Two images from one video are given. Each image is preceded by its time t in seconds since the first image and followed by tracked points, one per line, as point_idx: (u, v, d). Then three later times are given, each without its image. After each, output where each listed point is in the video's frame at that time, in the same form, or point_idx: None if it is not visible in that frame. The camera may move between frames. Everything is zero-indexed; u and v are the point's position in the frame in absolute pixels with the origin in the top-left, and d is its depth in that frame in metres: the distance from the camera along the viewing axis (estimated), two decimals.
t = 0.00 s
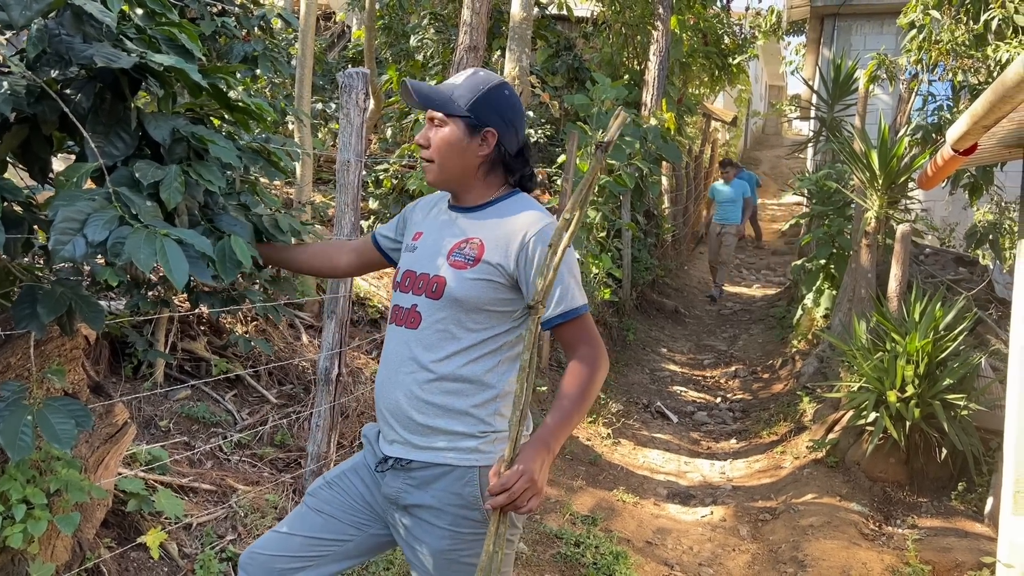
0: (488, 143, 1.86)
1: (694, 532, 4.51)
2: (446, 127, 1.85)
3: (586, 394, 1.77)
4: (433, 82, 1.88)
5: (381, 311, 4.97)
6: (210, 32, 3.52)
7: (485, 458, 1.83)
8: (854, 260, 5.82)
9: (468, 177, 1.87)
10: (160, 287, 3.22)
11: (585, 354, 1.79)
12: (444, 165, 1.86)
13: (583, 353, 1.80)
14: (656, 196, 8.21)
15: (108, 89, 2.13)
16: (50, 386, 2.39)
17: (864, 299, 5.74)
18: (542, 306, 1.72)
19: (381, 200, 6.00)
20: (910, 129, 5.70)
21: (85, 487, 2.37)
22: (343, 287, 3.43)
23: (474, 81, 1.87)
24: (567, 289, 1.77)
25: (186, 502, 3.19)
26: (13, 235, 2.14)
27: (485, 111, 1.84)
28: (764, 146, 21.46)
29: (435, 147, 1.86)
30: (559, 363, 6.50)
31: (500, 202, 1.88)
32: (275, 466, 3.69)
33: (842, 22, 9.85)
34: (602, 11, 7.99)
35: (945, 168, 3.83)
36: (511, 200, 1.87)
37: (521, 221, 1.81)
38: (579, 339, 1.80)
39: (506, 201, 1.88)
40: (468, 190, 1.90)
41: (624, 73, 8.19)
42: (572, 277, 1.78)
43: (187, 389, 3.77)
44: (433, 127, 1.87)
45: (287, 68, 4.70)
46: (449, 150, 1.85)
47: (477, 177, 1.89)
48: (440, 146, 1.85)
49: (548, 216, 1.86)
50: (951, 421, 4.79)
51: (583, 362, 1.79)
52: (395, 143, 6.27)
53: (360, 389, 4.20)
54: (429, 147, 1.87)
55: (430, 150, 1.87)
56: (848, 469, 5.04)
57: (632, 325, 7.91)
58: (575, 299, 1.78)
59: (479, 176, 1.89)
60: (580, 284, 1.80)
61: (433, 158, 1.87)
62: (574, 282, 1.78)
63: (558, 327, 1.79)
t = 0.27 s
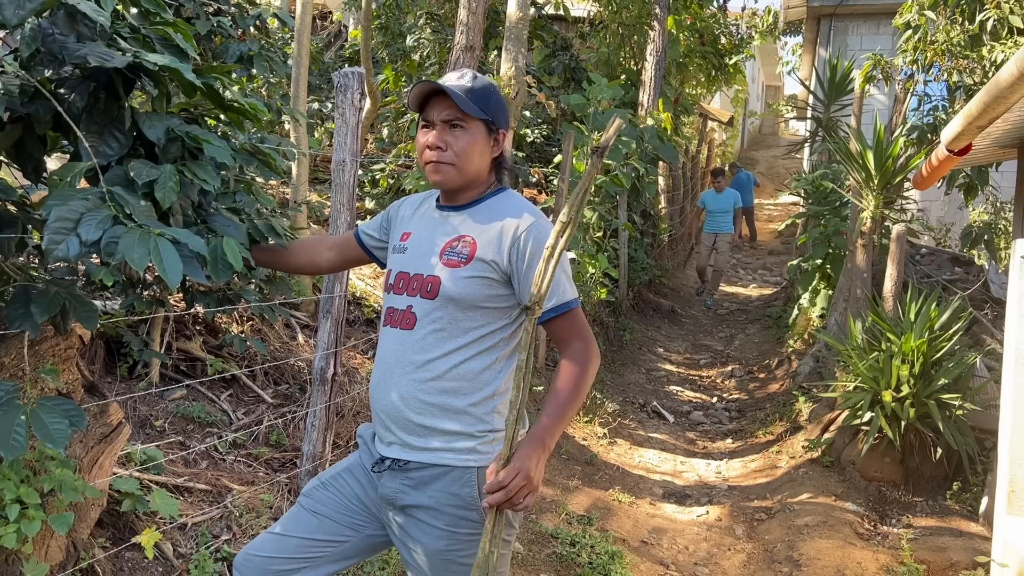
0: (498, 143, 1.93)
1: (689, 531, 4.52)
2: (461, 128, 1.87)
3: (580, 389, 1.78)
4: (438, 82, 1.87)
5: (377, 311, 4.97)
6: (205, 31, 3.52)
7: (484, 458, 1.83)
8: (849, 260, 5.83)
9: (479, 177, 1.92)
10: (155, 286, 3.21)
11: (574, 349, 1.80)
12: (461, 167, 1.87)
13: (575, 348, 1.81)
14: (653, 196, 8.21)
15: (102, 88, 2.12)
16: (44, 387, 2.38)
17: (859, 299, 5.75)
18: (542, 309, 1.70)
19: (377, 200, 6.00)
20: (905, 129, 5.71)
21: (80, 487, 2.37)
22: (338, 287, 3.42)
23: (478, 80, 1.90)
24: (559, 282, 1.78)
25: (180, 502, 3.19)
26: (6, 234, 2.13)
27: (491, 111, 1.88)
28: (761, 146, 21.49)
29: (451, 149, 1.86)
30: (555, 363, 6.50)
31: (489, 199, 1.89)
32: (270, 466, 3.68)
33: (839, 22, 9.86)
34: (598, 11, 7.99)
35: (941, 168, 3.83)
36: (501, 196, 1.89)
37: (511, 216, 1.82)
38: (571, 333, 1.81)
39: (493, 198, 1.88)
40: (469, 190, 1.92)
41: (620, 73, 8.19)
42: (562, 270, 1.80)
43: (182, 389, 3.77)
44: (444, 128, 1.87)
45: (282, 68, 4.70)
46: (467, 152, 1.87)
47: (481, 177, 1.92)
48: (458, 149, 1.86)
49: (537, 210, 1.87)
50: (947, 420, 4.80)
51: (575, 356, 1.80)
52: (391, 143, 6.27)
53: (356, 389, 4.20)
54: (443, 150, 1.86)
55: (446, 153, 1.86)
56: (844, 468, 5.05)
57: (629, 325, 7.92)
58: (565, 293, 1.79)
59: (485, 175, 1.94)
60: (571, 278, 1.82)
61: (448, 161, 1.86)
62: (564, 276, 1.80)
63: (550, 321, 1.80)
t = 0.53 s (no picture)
0: (491, 142, 1.95)
1: (686, 531, 4.52)
2: (455, 125, 1.88)
3: (580, 382, 1.78)
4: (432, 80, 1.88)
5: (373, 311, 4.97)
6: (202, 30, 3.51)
7: (490, 458, 1.83)
8: (846, 260, 5.83)
9: (472, 175, 1.92)
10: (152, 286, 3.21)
11: (572, 344, 1.81)
12: (456, 163, 1.87)
13: (574, 341, 1.81)
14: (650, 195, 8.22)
15: (98, 88, 2.12)
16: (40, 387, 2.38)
17: (856, 298, 5.76)
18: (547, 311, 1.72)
19: (374, 199, 6.00)
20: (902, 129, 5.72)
21: (76, 487, 2.36)
22: (335, 286, 3.42)
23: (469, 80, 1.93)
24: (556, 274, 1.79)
25: (177, 502, 3.19)
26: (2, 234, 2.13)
27: (484, 110, 1.90)
28: (758, 146, 21.52)
29: (446, 145, 1.87)
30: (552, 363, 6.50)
31: (480, 195, 1.89)
32: (267, 466, 3.68)
33: (835, 22, 9.87)
34: (595, 11, 7.99)
35: (937, 168, 3.84)
36: (492, 192, 1.89)
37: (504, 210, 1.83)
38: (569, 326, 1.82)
39: (484, 195, 1.89)
40: (462, 189, 1.92)
41: (617, 73, 8.20)
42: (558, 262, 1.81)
43: (179, 389, 3.76)
44: (438, 126, 1.88)
45: (279, 67, 4.69)
46: (462, 149, 1.87)
47: (473, 175, 1.92)
48: (454, 145, 1.87)
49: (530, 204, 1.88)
50: (943, 420, 4.81)
51: (574, 349, 1.80)
52: (388, 143, 6.27)
53: (352, 389, 4.19)
54: (438, 146, 1.87)
55: (441, 149, 1.86)
56: (840, 468, 5.06)
57: (626, 325, 7.93)
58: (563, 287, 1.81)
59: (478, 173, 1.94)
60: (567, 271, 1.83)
61: (443, 157, 1.87)
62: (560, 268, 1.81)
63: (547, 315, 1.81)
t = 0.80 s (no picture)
0: (483, 142, 1.95)
1: (683, 531, 4.52)
2: (449, 125, 1.88)
3: (577, 382, 1.78)
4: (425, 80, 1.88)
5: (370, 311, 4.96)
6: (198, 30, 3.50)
7: (487, 460, 1.83)
8: (843, 260, 5.84)
9: (466, 175, 1.91)
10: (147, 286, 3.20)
11: (569, 346, 1.81)
12: (450, 162, 1.87)
13: (570, 341, 1.81)
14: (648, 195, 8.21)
15: (93, 88, 2.11)
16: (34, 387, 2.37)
17: (852, 299, 5.76)
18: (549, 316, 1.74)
19: (370, 199, 5.99)
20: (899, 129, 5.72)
21: (71, 488, 2.36)
22: (332, 286, 3.42)
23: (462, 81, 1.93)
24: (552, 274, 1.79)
25: (173, 502, 3.18)
26: None
27: (477, 110, 1.90)
28: (755, 146, 21.54)
29: (440, 145, 1.87)
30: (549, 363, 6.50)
31: (474, 196, 1.89)
32: (263, 466, 3.67)
33: (832, 22, 9.87)
34: (593, 10, 7.99)
35: (934, 168, 3.84)
36: (486, 193, 1.89)
37: (499, 210, 1.82)
38: (564, 326, 1.82)
39: (479, 195, 1.89)
40: (456, 189, 1.92)
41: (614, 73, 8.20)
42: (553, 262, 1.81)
43: (175, 389, 3.75)
44: (432, 125, 1.88)
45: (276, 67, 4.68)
46: (456, 148, 1.87)
47: (467, 176, 1.92)
48: (448, 145, 1.86)
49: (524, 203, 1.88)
50: (939, 420, 4.82)
51: (570, 349, 1.81)
52: (385, 142, 6.26)
53: (349, 390, 4.18)
54: (432, 145, 1.86)
55: (435, 148, 1.86)
56: (837, 468, 5.07)
57: (623, 325, 7.93)
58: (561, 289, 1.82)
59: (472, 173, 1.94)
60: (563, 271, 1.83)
61: (437, 156, 1.86)
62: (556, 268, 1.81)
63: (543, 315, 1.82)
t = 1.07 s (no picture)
0: (481, 142, 1.95)
1: (679, 531, 4.52)
2: (447, 123, 1.88)
3: (575, 384, 1.78)
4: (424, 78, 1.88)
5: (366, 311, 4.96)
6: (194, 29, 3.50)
7: (485, 461, 1.83)
8: (839, 260, 5.84)
9: (463, 173, 1.91)
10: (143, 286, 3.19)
11: (567, 347, 1.81)
12: (448, 160, 1.87)
13: (568, 343, 1.81)
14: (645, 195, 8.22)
15: (88, 88, 2.10)
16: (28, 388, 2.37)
17: (849, 299, 5.77)
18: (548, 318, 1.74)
19: (367, 199, 5.98)
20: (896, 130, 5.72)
21: (66, 489, 2.35)
22: (328, 287, 3.41)
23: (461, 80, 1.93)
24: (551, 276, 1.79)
25: (169, 503, 3.18)
26: None
27: (475, 109, 1.90)
28: (752, 146, 21.56)
29: (439, 143, 1.87)
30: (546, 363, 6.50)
31: (473, 196, 1.89)
32: (259, 467, 3.67)
33: (830, 22, 9.88)
34: (590, 10, 7.98)
35: (930, 169, 3.84)
36: (484, 194, 1.89)
37: (498, 211, 1.82)
38: (562, 327, 1.82)
39: (477, 195, 1.89)
40: (454, 187, 1.91)
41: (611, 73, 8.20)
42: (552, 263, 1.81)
43: (171, 389, 3.74)
44: (431, 124, 1.88)
45: (272, 66, 4.68)
46: (455, 147, 1.87)
47: (465, 174, 1.92)
48: (448, 143, 1.86)
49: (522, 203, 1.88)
50: (935, 420, 4.82)
51: (569, 352, 1.80)
52: (382, 142, 6.26)
53: (345, 390, 4.18)
54: (431, 144, 1.86)
55: (434, 146, 1.86)
56: (834, 468, 5.07)
57: (620, 325, 7.93)
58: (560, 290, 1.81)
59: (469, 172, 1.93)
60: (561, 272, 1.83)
61: (436, 154, 1.86)
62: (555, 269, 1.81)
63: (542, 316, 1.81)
